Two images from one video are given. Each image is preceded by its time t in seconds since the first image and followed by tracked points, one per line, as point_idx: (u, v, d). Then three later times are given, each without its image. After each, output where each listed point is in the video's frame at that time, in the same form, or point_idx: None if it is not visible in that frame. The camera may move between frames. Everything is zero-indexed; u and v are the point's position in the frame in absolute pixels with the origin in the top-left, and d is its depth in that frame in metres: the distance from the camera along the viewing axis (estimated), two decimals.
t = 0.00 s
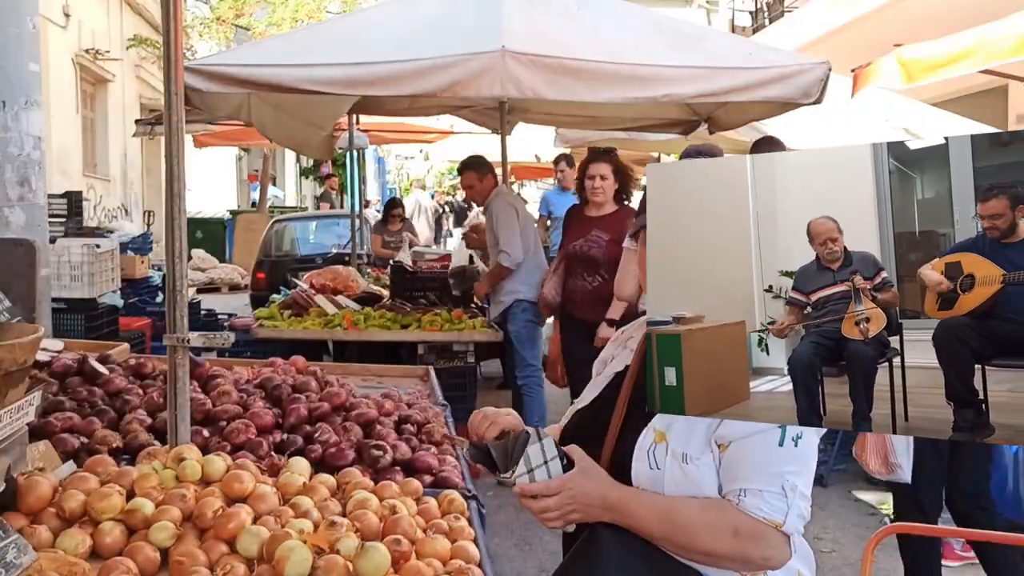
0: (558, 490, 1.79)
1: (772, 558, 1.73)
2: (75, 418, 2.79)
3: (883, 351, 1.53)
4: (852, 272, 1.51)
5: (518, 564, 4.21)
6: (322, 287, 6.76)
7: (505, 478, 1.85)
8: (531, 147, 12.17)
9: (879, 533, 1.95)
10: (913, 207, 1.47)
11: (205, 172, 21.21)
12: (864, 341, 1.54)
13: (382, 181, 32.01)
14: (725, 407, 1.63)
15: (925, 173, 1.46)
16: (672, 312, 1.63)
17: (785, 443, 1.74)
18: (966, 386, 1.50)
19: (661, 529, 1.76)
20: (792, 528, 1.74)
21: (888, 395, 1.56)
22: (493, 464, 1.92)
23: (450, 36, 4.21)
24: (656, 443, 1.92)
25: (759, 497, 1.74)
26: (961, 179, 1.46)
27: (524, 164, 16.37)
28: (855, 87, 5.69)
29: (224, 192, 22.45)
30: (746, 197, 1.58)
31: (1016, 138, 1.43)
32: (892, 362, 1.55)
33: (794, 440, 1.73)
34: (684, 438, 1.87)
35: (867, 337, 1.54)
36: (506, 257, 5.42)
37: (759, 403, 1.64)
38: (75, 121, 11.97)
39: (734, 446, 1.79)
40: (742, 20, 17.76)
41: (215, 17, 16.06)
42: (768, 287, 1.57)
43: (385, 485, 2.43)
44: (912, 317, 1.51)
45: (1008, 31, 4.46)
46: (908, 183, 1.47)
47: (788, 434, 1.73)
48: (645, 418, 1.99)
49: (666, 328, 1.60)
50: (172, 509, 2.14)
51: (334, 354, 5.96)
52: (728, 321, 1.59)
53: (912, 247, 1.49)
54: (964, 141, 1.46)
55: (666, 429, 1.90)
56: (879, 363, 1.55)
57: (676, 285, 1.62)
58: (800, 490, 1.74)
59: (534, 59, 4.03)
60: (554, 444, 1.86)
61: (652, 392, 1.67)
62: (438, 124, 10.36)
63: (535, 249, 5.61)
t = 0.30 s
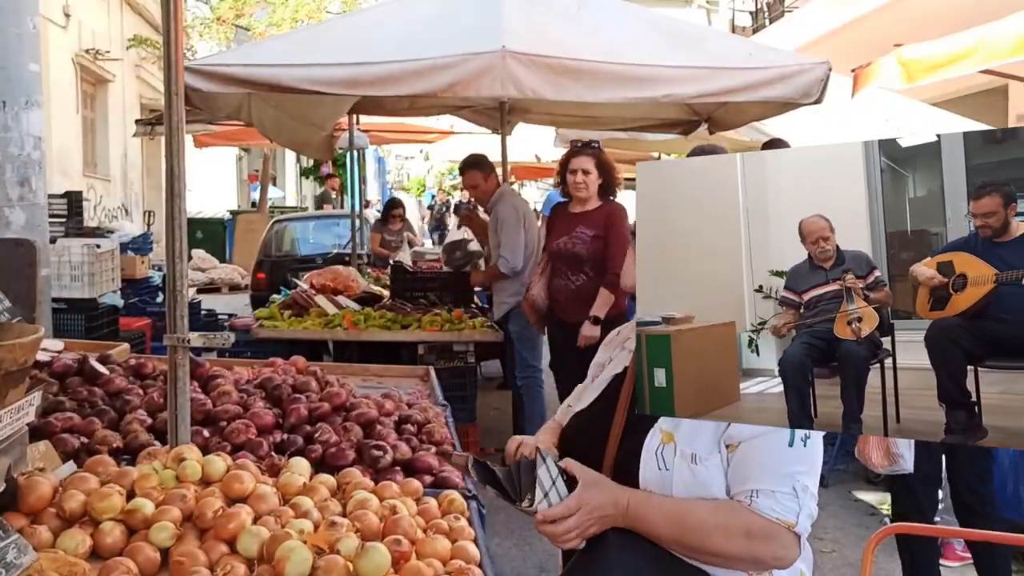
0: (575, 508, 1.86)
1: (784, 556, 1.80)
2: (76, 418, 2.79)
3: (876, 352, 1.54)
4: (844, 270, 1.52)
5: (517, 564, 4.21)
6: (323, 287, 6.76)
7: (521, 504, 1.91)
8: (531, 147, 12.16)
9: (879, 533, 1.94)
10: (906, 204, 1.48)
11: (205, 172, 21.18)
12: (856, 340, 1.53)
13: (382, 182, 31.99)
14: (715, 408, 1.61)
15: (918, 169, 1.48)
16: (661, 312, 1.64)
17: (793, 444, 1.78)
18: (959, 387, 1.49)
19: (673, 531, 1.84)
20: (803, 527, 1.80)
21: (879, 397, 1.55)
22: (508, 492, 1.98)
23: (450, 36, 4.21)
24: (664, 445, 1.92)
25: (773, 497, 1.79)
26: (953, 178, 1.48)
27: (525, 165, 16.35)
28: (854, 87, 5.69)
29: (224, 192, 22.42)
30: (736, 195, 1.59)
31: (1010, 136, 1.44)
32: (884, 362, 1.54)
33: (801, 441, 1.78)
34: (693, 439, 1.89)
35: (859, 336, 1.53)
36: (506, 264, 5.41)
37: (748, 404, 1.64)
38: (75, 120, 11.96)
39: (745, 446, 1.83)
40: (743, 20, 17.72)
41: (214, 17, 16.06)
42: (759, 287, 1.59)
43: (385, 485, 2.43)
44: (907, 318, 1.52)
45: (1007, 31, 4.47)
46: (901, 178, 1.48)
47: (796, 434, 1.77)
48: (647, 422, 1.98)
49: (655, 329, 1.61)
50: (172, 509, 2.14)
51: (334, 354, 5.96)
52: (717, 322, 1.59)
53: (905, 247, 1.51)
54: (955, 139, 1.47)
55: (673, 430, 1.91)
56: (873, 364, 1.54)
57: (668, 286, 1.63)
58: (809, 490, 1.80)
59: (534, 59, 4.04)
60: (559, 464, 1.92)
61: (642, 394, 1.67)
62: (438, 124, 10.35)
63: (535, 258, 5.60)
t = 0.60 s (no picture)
0: (575, 488, 1.87)
1: (785, 555, 1.80)
2: (76, 418, 2.79)
3: (867, 352, 1.49)
4: (837, 270, 1.50)
5: (516, 564, 4.20)
6: (323, 287, 6.76)
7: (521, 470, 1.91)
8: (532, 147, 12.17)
9: (879, 534, 1.94)
10: (898, 204, 1.45)
11: (205, 172, 21.19)
12: (849, 343, 1.50)
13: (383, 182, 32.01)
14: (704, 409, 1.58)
15: (910, 167, 1.43)
16: (652, 312, 1.62)
17: (794, 442, 1.77)
18: (950, 388, 1.45)
19: (673, 531, 1.84)
20: (805, 526, 1.80)
21: (871, 398, 1.49)
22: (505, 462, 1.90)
23: (451, 36, 4.20)
24: (666, 445, 1.94)
25: (774, 496, 1.79)
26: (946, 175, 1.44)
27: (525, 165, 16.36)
28: (854, 86, 5.69)
29: (224, 192, 22.43)
30: (725, 193, 1.57)
31: (1003, 133, 1.40)
32: (875, 363, 1.50)
33: (802, 439, 1.77)
34: (694, 440, 1.91)
35: (853, 339, 1.50)
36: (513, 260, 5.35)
37: (738, 407, 1.60)
38: (75, 120, 11.96)
39: (745, 445, 1.83)
40: (743, 20, 17.72)
41: (214, 17, 16.07)
42: (749, 287, 1.56)
43: (385, 485, 2.43)
44: (900, 319, 1.49)
45: (1007, 31, 4.46)
46: (892, 176, 1.44)
47: (797, 432, 1.77)
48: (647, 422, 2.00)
49: (644, 331, 1.56)
50: (172, 509, 2.14)
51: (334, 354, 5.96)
52: (706, 323, 1.58)
53: (896, 247, 1.47)
54: (947, 136, 1.44)
55: (674, 430, 1.93)
56: (863, 365, 1.50)
57: (656, 287, 1.62)
58: (810, 487, 1.79)
59: (535, 59, 4.03)
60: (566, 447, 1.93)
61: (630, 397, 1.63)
62: (439, 124, 10.35)
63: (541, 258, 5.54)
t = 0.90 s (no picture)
0: (576, 489, 2.00)
1: (789, 556, 1.86)
2: (76, 418, 2.79)
3: (859, 354, 1.50)
4: (829, 270, 1.52)
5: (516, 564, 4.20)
6: (323, 287, 6.77)
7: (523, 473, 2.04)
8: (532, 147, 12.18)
9: (880, 533, 1.95)
10: (890, 201, 1.47)
11: (205, 172, 21.19)
12: (840, 344, 1.51)
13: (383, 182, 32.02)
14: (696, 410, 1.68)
15: (903, 164, 1.46)
16: (643, 312, 1.72)
17: (796, 444, 1.84)
18: (943, 392, 1.45)
19: (675, 532, 1.94)
20: (808, 527, 1.86)
21: (862, 401, 1.52)
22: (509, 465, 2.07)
23: (451, 36, 4.20)
24: (668, 447, 2.04)
25: (775, 498, 1.86)
26: (938, 173, 1.46)
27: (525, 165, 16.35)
28: (855, 86, 5.69)
29: (224, 191, 22.44)
30: (717, 192, 1.66)
31: (994, 130, 1.39)
32: (866, 366, 1.50)
33: (804, 441, 1.83)
34: (695, 443, 2.00)
35: (844, 340, 1.50)
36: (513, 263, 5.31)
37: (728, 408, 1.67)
38: (76, 120, 11.96)
39: (746, 448, 1.90)
40: (743, 21, 17.72)
41: (214, 18, 16.09)
42: (740, 287, 1.63)
43: (385, 485, 2.43)
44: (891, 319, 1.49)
45: (1008, 31, 4.46)
46: (884, 174, 1.48)
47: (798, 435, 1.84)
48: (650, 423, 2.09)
49: (633, 332, 1.68)
50: (172, 509, 2.14)
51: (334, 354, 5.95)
52: (697, 322, 1.67)
53: (888, 246, 1.50)
54: (939, 133, 1.47)
55: (676, 433, 2.03)
56: (856, 367, 1.50)
57: (650, 288, 1.72)
58: (813, 489, 1.85)
59: (535, 59, 4.03)
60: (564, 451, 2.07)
61: (621, 396, 1.76)
62: (439, 124, 10.35)
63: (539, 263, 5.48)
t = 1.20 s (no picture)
0: (578, 489, 2.11)
1: (793, 555, 1.99)
2: (76, 418, 2.79)
3: (849, 356, 1.71)
4: (820, 271, 1.72)
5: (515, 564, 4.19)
6: (323, 287, 6.77)
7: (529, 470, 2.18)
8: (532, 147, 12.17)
9: (879, 534, 1.95)
10: (881, 199, 1.68)
11: (205, 171, 21.19)
12: (832, 346, 1.71)
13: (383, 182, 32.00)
14: (683, 412, 1.91)
15: (893, 164, 1.67)
16: (632, 313, 1.94)
17: (800, 446, 1.95)
18: (933, 395, 1.67)
19: (682, 530, 2.03)
20: (813, 526, 1.98)
21: (852, 404, 1.74)
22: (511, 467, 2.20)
23: (452, 36, 4.20)
24: (673, 447, 2.13)
25: (781, 498, 1.98)
26: (926, 172, 1.66)
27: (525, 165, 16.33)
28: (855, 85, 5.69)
29: (224, 191, 22.42)
30: (707, 192, 1.87)
31: (985, 127, 1.61)
32: (857, 367, 1.72)
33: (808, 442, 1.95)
34: (701, 442, 2.09)
35: (835, 342, 1.71)
36: (499, 266, 5.16)
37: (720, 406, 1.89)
38: (76, 120, 11.98)
39: (751, 447, 2.00)
40: (743, 20, 17.68)
41: (214, 18, 16.10)
42: (729, 288, 1.81)
43: (386, 485, 2.43)
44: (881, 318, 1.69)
45: (1008, 31, 4.46)
46: (873, 171, 1.69)
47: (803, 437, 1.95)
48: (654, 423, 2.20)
49: (621, 332, 1.89)
50: (172, 509, 2.14)
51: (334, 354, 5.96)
52: (688, 323, 1.86)
53: (879, 246, 1.69)
54: (928, 130, 1.69)
55: (682, 434, 2.11)
56: (845, 370, 1.72)
57: (639, 284, 1.94)
58: (817, 489, 1.97)
59: (535, 59, 4.03)
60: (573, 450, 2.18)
61: (610, 397, 1.97)
62: (439, 124, 10.35)
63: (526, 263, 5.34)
